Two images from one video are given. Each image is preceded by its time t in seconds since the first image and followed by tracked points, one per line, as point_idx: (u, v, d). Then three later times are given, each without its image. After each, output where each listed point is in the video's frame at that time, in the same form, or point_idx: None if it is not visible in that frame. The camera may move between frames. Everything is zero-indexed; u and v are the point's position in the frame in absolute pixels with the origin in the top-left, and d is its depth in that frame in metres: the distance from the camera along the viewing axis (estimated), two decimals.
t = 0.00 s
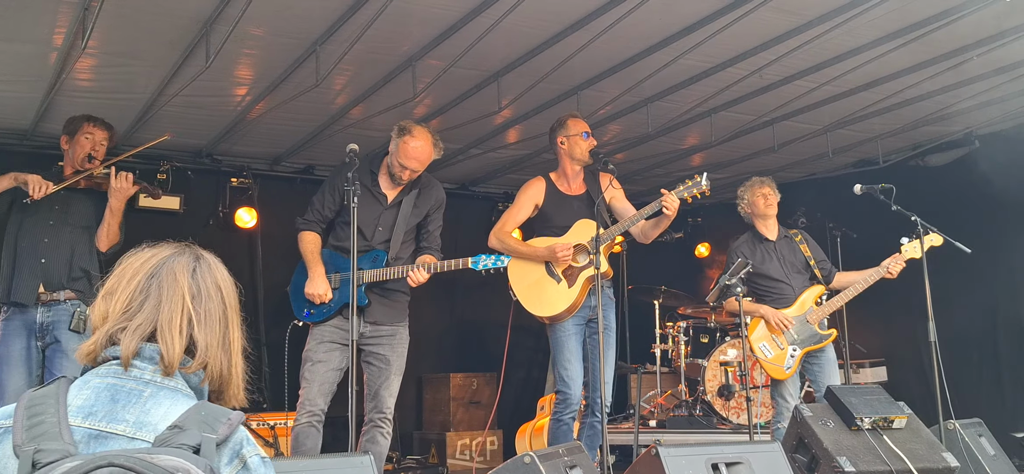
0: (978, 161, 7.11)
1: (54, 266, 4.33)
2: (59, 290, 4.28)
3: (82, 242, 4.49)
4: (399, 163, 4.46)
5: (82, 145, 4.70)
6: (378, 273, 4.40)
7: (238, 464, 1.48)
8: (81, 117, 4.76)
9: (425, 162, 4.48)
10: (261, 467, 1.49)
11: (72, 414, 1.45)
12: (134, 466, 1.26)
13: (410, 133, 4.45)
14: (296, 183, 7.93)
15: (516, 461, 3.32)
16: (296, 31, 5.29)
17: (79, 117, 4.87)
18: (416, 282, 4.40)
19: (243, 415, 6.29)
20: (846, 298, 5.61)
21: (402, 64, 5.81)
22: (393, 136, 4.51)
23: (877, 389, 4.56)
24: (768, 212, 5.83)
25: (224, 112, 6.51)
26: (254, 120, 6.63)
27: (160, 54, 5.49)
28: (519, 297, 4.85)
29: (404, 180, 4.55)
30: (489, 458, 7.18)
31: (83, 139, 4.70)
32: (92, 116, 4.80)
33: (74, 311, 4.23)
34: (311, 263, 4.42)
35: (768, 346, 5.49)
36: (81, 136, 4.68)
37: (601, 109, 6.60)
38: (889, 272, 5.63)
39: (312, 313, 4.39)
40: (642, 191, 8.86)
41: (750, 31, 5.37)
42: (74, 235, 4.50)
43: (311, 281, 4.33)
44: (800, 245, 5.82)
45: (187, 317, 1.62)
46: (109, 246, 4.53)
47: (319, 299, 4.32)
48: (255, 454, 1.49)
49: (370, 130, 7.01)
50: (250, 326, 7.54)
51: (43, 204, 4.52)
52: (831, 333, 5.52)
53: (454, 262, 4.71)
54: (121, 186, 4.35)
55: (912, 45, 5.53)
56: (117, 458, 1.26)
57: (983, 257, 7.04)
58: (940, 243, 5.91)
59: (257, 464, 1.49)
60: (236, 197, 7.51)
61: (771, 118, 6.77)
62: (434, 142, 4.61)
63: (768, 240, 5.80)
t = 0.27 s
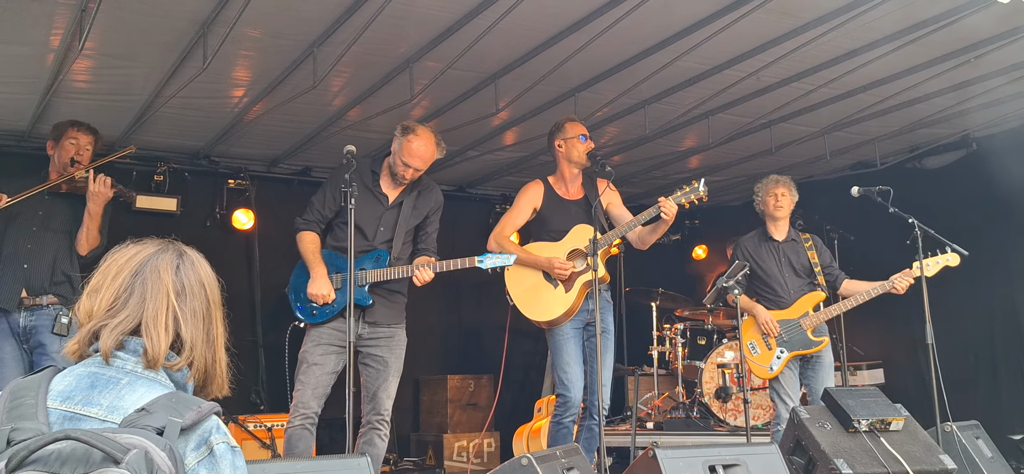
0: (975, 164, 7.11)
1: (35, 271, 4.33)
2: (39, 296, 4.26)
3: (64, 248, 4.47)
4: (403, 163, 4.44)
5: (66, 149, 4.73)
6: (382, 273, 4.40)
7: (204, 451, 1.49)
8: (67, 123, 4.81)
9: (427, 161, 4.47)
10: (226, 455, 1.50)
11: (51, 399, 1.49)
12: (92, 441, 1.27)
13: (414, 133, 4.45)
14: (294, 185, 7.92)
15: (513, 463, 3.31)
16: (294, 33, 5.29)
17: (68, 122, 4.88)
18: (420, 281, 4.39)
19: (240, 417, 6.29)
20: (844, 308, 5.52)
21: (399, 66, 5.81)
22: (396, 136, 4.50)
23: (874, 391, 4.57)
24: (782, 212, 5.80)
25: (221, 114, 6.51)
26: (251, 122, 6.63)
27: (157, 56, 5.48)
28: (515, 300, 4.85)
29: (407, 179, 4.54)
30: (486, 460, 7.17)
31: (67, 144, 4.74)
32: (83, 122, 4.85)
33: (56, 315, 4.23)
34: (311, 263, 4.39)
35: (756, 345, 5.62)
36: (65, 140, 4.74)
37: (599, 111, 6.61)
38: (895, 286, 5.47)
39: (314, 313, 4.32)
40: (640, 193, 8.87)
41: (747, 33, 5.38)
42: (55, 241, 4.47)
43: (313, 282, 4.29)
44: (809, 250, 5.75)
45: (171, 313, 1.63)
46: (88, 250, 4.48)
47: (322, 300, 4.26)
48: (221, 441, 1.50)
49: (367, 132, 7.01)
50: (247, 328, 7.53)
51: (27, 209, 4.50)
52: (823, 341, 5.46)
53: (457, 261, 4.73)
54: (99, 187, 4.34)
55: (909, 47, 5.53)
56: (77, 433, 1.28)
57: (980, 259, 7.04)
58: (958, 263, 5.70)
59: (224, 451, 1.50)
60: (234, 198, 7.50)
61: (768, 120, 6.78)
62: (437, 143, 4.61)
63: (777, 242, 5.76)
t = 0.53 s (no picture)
0: (971, 166, 7.12)
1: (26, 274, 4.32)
2: (33, 296, 4.29)
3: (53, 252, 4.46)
4: (402, 168, 4.43)
5: (53, 152, 4.72)
6: (381, 275, 4.39)
7: (193, 453, 1.48)
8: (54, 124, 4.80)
9: (426, 167, 4.45)
10: (214, 458, 1.49)
11: (43, 401, 1.49)
12: (75, 442, 1.26)
13: (414, 138, 4.43)
14: (290, 186, 7.92)
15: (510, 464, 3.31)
16: (290, 34, 5.29)
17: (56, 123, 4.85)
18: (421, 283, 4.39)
19: (236, 418, 6.29)
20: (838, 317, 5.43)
21: (395, 67, 5.81)
22: (394, 141, 4.48)
23: (870, 393, 4.58)
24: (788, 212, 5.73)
25: (217, 115, 6.51)
26: (247, 123, 6.63)
27: (154, 56, 5.48)
28: (509, 298, 4.88)
29: (405, 184, 4.52)
30: (482, 462, 7.20)
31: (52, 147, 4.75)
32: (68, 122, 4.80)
33: (49, 316, 4.25)
34: (310, 266, 4.38)
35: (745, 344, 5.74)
36: (50, 143, 4.74)
37: (595, 113, 6.61)
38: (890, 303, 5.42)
39: (314, 316, 4.29)
40: (636, 194, 8.87)
41: (743, 35, 5.38)
42: (46, 243, 4.47)
43: (312, 283, 4.28)
44: (813, 257, 5.68)
45: (167, 315, 1.62)
46: (79, 254, 4.50)
47: (320, 301, 4.26)
48: (210, 444, 1.49)
49: (363, 133, 7.01)
50: (243, 329, 7.53)
51: (18, 212, 4.49)
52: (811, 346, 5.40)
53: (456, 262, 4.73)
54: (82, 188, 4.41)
55: (905, 49, 5.54)
56: (61, 433, 1.27)
57: (977, 261, 7.05)
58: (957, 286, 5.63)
59: (211, 454, 1.49)
60: (230, 199, 7.41)
61: (765, 121, 6.78)
62: (434, 147, 4.60)
63: (781, 243, 5.71)
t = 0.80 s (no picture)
0: (967, 168, 7.13)
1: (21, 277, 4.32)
2: (30, 297, 4.31)
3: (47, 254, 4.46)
4: (399, 169, 4.44)
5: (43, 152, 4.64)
6: (370, 275, 4.40)
7: (190, 459, 1.40)
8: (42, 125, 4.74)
9: (425, 168, 4.47)
10: (212, 463, 1.40)
11: (36, 405, 1.41)
12: (62, 458, 1.18)
13: (413, 139, 4.43)
14: (286, 186, 7.93)
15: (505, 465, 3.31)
16: (286, 34, 5.29)
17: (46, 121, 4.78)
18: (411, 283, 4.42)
19: (231, 418, 6.29)
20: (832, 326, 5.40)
21: (391, 68, 5.81)
22: (394, 141, 4.48)
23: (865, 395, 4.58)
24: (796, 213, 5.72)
25: (213, 115, 6.51)
26: (243, 123, 6.63)
27: (150, 57, 5.48)
28: (504, 301, 4.87)
29: (403, 185, 4.53)
30: (477, 462, 7.14)
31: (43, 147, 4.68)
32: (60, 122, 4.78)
33: (46, 315, 4.26)
34: (302, 264, 4.37)
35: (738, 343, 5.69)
36: (38, 145, 4.67)
37: (591, 114, 6.61)
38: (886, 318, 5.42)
39: (303, 314, 4.30)
40: (632, 195, 8.88)
41: (739, 37, 5.38)
42: (40, 247, 4.47)
43: (302, 282, 4.27)
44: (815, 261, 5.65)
45: (163, 311, 1.53)
46: (74, 255, 4.44)
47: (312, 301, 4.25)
48: (208, 448, 1.40)
49: (360, 134, 7.02)
50: (239, 329, 7.54)
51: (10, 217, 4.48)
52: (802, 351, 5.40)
53: (448, 267, 4.74)
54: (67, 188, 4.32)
55: (901, 51, 5.55)
56: (45, 449, 1.19)
57: (972, 263, 7.05)
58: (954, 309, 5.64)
59: (210, 460, 1.40)
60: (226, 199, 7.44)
61: (761, 123, 6.79)
62: (434, 149, 4.61)
63: (786, 244, 5.68)
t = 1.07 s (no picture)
0: (962, 169, 7.14)
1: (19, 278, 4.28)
2: (28, 296, 4.30)
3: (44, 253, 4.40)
4: (397, 174, 4.44)
5: (38, 152, 4.56)
6: (364, 278, 4.36)
7: (185, 468, 1.33)
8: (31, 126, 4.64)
9: (422, 175, 4.47)
10: (207, 471, 1.33)
11: (27, 409, 1.39)
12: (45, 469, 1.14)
13: (411, 145, 4.44)
14: (283, 186, 7.92)
15: (502, 465, 3.31)
16: (283, 33, 5.29)
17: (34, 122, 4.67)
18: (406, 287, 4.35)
19: (227, 417, 6.28)
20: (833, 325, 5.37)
21: (388, 67, 5.81)
22: (392, 147, 4.49)
23: (862, 395, 4.59)
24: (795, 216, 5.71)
25: (209, 114, 6.50)
26: (240, 122, 6.63)
27: (147, 56, 5.47)
28: (501, 301, 4.82)
29: (399, 190, 4.54)
30: (474, 461, 7.22)
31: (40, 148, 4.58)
32: (51, 119, 4.70)
33: (44, 315, 4.30)
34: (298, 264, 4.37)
35: (738, 341, 5.81)
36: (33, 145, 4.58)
37: (588, 114, 6.62)
38: (886, 317, 5.42)
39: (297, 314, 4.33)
40: (629, 195, 8.88)
41: (737, 37, 5.39)
42: (39, 247, 4.42)
43: (297, 283, 4.28)
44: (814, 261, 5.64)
45: (158, 304, 1.49)
46: (72, 254, 4.43)
47: (306, 302, 4.27)
48: (203, 456, 1.34)
49: (356, 133, 7.01)
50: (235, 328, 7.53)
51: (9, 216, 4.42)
52: (804, 350, 5.39)
53: (443, 272, 4.70)
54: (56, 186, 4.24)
55: (897, 52, 5.55)
56: (29, 460, 1.15)
57: (968, 263, 7.06)
58: (955, 307, 5.63)
59: (206, 467, 1.33)
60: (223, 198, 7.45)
61: (757, 123, 6.79)
62: (432, 155, 4.60)
63: (784, 245, 5.68)
